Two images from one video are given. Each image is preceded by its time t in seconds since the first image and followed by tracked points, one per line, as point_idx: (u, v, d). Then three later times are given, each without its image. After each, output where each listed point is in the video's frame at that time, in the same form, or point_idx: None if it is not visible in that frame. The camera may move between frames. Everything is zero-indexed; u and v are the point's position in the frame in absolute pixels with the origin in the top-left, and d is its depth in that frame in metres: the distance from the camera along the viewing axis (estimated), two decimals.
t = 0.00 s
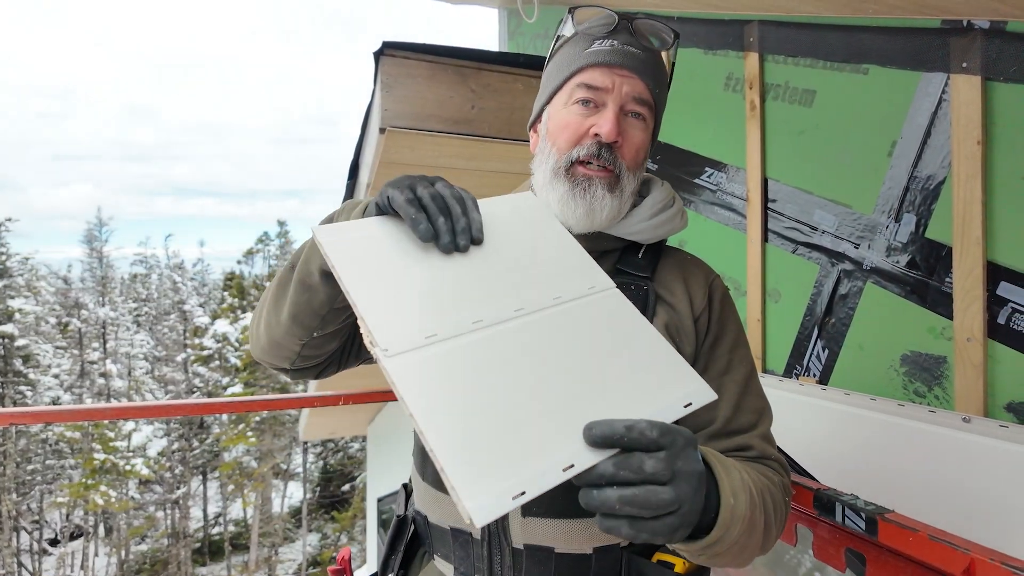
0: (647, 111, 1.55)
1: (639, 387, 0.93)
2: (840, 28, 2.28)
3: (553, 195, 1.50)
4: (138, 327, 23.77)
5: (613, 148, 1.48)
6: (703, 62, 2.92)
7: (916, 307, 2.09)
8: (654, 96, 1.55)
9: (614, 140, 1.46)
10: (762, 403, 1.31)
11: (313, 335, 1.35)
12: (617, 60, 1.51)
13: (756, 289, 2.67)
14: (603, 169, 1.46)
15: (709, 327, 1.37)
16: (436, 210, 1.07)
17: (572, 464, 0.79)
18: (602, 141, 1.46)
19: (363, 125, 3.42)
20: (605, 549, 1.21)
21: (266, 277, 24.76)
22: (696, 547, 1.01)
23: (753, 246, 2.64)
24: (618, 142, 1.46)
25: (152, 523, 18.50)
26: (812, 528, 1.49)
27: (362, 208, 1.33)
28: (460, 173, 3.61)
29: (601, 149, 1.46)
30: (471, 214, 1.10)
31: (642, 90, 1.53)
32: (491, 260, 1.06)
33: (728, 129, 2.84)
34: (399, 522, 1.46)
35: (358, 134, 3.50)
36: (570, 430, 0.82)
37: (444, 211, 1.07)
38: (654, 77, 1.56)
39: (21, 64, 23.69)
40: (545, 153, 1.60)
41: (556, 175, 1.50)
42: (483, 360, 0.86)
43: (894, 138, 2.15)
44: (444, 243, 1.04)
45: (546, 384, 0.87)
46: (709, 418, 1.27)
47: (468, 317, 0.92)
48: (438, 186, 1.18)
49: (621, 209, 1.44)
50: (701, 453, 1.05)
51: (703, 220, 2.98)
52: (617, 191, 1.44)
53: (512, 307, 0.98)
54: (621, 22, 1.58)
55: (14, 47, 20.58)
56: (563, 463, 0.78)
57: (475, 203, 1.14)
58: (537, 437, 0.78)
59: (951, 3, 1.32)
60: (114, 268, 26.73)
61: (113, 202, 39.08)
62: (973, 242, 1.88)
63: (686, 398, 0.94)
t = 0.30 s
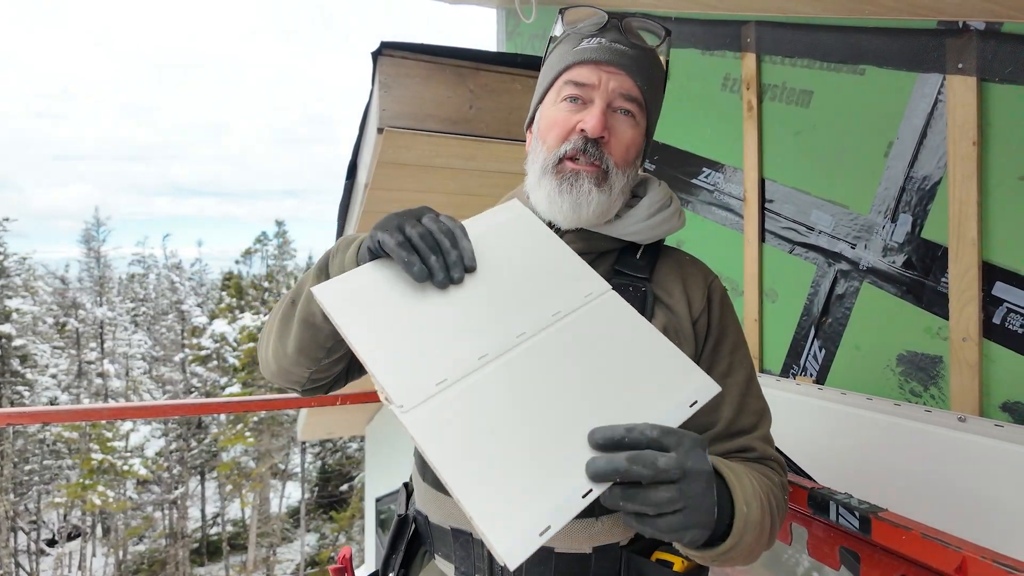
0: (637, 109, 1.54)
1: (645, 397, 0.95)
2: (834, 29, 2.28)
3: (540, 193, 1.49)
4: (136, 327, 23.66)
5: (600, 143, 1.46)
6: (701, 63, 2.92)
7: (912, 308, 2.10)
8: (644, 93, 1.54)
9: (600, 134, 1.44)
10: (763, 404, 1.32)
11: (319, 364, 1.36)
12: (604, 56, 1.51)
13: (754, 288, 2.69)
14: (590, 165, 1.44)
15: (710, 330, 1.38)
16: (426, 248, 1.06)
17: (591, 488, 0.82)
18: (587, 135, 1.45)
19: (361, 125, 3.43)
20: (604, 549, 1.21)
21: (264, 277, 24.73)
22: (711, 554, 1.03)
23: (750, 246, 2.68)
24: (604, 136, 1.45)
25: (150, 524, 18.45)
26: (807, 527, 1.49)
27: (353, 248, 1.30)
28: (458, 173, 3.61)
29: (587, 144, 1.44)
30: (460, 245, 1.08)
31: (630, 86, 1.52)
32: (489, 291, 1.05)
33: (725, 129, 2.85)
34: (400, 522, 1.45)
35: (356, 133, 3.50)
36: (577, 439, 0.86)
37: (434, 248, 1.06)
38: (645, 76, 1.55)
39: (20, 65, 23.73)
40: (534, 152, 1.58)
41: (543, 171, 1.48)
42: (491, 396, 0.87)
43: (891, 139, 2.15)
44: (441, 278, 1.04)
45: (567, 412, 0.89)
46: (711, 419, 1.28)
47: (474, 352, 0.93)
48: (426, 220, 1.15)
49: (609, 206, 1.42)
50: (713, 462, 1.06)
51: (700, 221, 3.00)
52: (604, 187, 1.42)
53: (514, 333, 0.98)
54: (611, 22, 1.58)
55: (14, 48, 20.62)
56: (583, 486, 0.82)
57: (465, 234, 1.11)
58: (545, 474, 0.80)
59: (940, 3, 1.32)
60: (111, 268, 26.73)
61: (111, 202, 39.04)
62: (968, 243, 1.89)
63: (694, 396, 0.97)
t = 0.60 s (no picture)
0: (620, 103, 1.55)
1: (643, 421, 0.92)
2: (833, 30, 2.28)
3: (535, 199, 1.50)
4: (134, 327, 23.59)
5: (589, 142, 1.48)
6: (699, 64, 2.93)
7: (909, 309, 2.11)
8: (625, 87, 1.54)
9: (588, 134, 1.46)
10: (763, 399, 1.33)
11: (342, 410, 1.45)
12: (581, 57, 1.50)
13: (751, 289, 2.70)
14: (583, 164, 1.47)
15: (708, 329, 1.37)
16: (368, 303, 1.10)
17: (616, 533, 0.84)
18: (576, 136, 1.46)
19: (359, 126, 3.43)
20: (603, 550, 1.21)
21: (262, 277, 24.65)
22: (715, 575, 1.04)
23: (749, 247, 2.70)
24: (593, 135, 1.47)
25: (148, 524, 18.41)
26: (807, 527, 1.49)
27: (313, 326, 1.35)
28: (456, 174, 3.62)
29: (576, 144, 1.46)
30: (399, 279, 1.12)
31: (612, 81, 1.52)
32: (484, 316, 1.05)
33: (723, 129, 2.86)
34: (401, 522, 1.45)
35: (354, 134, 3.51)
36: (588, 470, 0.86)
37: (374, 299, 1.10)
38: (626, 69, 1.55)
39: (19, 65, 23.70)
40: (524, 156, 1.59)
41: (535, 175, 1.49)
42: (506, 458, 0.83)
43: (887, 140, 2.16)
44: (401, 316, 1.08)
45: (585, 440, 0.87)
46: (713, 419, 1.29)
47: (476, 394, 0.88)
48: (360, 271, 1.19)
49: (604, 202, 1.45)
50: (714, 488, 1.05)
51: (698, 221, 3.01)
52: (600, 183, 1.44)
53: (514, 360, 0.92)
54: (582, 19, 1.56)
55: (15, 48, 20.69)
56: (604, 534, 0.83)
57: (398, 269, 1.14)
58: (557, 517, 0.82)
59: (938, 5, 1.32)
60: (110, 268, 26.68)
61: (109, 201, 38.97)
62: (966, 245, 1.91)
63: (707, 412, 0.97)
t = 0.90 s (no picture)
0: (597, 107, 1.45)
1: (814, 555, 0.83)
2: (832, 31, 2.28)
3: (515, 212, 1.41)
4: (133, 327, 23.54)
5: (569, 152, 1.40)
6: (699, 65, 2.92)
7: (908, 309, 2.11)
8: (602, 91, 1.45)
9: (567, 143, 1.38)
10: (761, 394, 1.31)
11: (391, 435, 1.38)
12: (556, 65, 1.41)
13: (750, 289, 2.69)
14: (566, 175, 1.39)
15: (702, 323, 1.29)
16: (274, 488, 1.02)
17: None
18: (555, 147, 1.39)
19: (358, 125, 3.43)
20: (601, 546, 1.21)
21: (261, 277, 24.62)
22: None
23: (747, 247, 2.68)
24: (572, 143, 1.39)
25: (146, 524, 18.41)
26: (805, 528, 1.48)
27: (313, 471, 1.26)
28: (455, 175, 3.62)
29: (557, 155, 1.39)
30: (252, 447, 1.01)
31: (587, 85, 1.43)
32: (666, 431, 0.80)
33: (723, 130, 2.85)
34: (399, 526, 1.44)
35: (353, 134, 3.51)
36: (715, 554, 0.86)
37: (274, 483, 1.01)
38: (604, 75, 1.46)
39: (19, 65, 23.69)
40: (503, 168, 1.51)
41: (516, 187, 1.40)
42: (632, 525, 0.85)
43: (886, 140, 2.15)
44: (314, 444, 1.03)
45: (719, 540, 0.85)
46: (712, 415, 1.27)
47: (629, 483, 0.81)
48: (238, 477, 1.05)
49: (587, 209, 1.36)
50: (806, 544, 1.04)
51: (696, 221, 3.00)
52: (582, 192, 1.37)
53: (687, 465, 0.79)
54: (550, 24, 1.46)
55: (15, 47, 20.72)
56: None
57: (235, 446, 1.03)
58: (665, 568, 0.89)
59: (935, 6, 1.32)
60: (108, 268, 26.60)
61: (108, 201, 38.91)
62: (963, 246, 1.91)
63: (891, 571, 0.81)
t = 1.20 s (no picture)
0: (584, 105, 1.43)
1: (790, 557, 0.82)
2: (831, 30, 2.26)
3: (504, 213, 1.38)
4: (131, 327, 23.42)
5: (555, 150, 1.39)
6: (696, 63, 2.92)
7: (908, 309, 2.10)
8: (588, 89, 1.43)
9: (554, 142, 1.36)
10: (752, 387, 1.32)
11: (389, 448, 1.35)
12: (541, 64, 1.39)
13: (749, 289, 2.67)
14: (553, 171, 1.37)
15: (693, 318, 1.30)
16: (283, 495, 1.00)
17: None
18: (541, 146, 1.37)
19: (356, 124, 3.41)
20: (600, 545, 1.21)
21: (260, 276, 24.48)
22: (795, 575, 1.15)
23: (746, 246, 2.67)
24: (558, 142, 1.37)
25: (145, 524, 18.37)
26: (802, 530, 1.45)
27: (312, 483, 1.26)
28: (452, 174, 3.61)
29: (543, 155, 1.37)
30: (266, 456, 1.00)
31: (572, 84, 1.41)
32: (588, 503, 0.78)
33: (721, 129, 2.85)
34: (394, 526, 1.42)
35: (351, 133, 3.49)
36: None
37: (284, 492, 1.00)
38: (590, 75, 1.45)
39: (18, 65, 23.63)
40: (490, 167, 1.49)
41: (502, 186, 1.38)
42: None
43: (885, 139, 2.14)
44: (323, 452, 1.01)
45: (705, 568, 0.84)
46: (706, 410, 1.27)
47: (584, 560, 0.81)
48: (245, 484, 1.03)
49: (576, 207, 1.34)
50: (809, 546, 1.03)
51: (695, 221, 2.99)
52: (569, 187, 1.35)
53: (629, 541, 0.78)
54: (536, 23, 1.45)
55: (14, 47, 20.67)
56: None
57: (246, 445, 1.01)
58: None
59: (935, 5, 1.32)
60: (106, 268, 26.50)
61: (106, 200, 38.84)
62: (963, 245, 1.90)
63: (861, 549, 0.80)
